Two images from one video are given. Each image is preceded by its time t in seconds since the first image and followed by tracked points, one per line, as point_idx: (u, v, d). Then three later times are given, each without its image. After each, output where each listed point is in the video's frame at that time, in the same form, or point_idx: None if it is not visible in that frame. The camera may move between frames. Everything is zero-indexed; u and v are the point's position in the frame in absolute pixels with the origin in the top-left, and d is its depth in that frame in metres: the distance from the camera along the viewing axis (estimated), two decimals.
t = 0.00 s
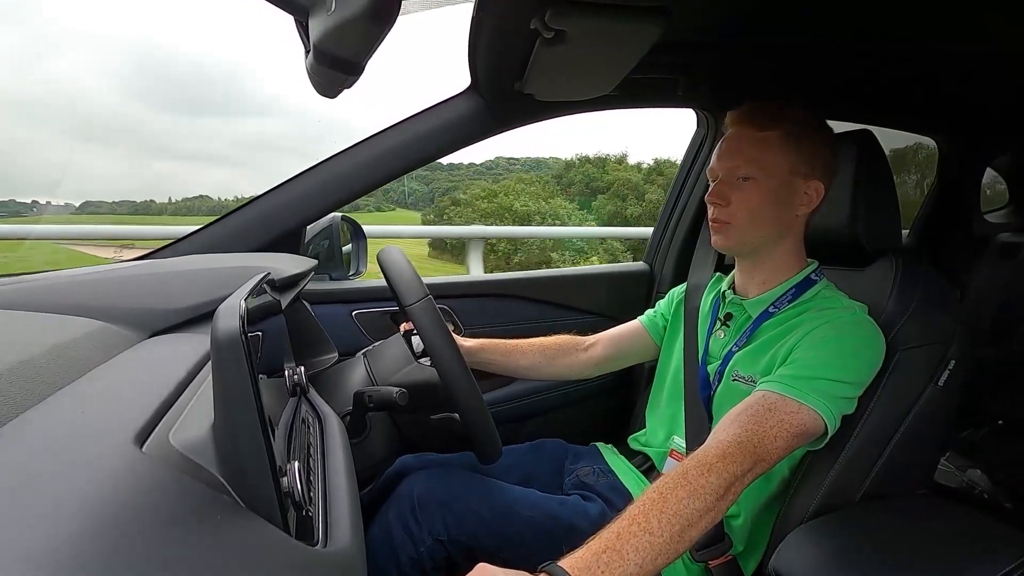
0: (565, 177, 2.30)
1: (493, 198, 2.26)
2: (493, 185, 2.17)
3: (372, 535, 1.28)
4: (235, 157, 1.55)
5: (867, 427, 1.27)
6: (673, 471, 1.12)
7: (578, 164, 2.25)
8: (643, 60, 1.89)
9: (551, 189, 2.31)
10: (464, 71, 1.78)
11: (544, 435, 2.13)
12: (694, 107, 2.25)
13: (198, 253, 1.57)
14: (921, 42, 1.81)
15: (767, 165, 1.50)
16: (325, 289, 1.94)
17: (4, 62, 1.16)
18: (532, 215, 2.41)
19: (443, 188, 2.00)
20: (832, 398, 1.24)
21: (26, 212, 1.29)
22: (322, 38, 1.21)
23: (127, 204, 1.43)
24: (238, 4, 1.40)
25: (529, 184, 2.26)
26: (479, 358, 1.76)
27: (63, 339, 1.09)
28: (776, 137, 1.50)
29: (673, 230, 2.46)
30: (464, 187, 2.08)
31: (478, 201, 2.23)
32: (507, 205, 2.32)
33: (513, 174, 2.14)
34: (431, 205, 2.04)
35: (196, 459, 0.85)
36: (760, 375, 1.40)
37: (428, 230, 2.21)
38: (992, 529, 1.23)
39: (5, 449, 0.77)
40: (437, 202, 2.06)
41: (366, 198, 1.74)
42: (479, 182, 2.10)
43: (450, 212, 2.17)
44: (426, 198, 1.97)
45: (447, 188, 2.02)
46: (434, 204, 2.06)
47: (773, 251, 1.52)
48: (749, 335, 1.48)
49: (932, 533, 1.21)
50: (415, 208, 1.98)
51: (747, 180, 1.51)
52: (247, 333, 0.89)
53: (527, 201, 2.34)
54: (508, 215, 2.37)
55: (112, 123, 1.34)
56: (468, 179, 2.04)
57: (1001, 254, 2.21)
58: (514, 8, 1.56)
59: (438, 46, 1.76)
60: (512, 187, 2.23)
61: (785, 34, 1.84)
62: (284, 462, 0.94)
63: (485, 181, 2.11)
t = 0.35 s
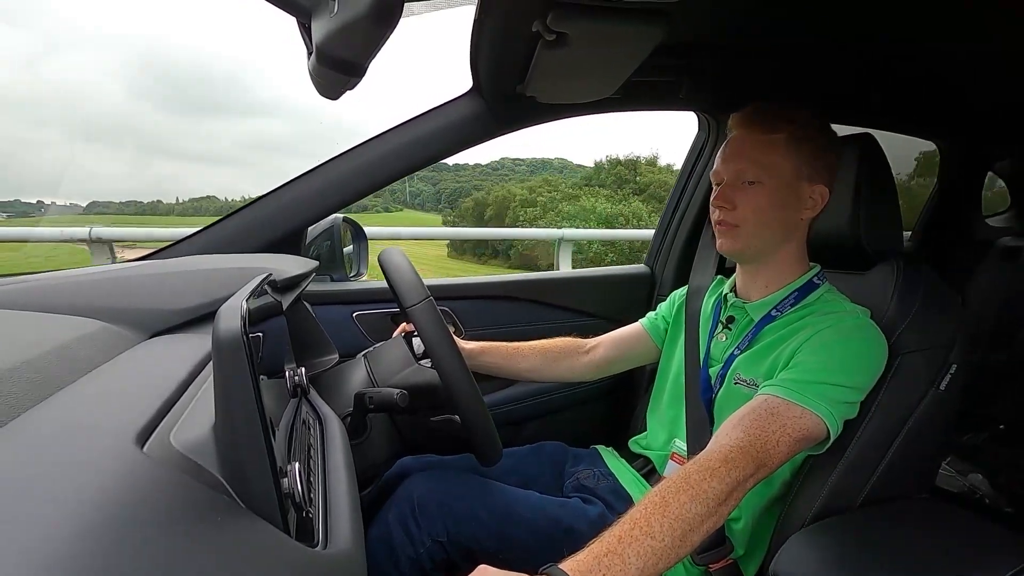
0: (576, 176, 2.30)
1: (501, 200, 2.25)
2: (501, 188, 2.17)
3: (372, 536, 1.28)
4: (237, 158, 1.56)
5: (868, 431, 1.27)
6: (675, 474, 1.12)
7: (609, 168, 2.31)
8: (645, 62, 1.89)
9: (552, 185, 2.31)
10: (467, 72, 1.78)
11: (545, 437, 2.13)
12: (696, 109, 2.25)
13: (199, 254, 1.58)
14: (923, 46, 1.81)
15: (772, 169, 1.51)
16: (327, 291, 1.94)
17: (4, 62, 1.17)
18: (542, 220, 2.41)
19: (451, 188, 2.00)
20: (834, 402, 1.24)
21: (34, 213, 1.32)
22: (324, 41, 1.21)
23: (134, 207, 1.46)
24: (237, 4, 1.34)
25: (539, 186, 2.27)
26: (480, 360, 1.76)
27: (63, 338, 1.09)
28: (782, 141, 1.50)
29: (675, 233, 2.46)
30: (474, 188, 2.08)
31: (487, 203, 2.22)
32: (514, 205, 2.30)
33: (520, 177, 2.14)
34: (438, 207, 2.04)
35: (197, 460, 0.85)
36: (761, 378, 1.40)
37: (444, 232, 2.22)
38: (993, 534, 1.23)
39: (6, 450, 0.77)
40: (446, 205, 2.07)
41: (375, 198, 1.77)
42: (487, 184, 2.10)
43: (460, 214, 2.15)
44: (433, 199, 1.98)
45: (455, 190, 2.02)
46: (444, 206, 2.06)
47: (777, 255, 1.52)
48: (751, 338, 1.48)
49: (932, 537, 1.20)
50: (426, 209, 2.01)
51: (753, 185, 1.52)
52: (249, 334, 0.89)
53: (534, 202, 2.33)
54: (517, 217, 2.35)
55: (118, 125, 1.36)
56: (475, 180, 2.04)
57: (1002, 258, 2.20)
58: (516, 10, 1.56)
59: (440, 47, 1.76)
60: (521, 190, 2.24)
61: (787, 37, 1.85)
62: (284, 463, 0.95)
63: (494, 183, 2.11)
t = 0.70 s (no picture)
0: (578, 180, 2.32)
1: (501, 202, 2.28)
2: (502, 191, 2.21)
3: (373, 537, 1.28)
4: (238, 159, 1.56)
5: (870, 430, 1.27)
6: (677, 475, 1.12)
7: (636, 170, 2.36)
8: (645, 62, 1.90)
9: (553, 188, 2.33)
10: (467, 72, 1.78)
11: (547, 437, 2.13)
12: (696, 108, 2.25)
13: (201, 255, 1.58)
14: (924, 44, 1.81)
15: (772, 166, 1.50)
16: (329, 291, 1.95)
17: (4, 61, 1.17)
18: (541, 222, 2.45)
19: (457, 189, 2.02)
20: (836, 401, 1.23)
21: (41, 213, 1.33)
22: (323, 43, 1.21)
23: (142, 206, 1.45)
24: (237, 4, 1.34)
25: (542, 190, 2.33)
26: (481, 362, 1.76)
27: (65, 339, 1.09)
28: (781, 138, 1.50)
29: (675, 232, 2.46)
30: (480, 188, 2.11)
31: (486, 202, 2.24)
32: (511, 205, 2.32)
33: (520, 179, 2.18)
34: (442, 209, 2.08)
35: (199, 461, 0.85)
36: (763, 377, 1.40)
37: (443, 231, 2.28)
38: (996, 533, 1.23)
39: (8, 451, 0.77)
40: (452, 206, 2.11)
41: (382, 198, 1.78)
42: (491, 186, 2.14)
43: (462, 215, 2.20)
44: (440, 200, 2.01)
45: (460, 191, 2.06)
46: (449, 207, 2.10)
47: (777, 253, 1.51)
48: (753, 337, 1.47)
49: (933, 535, 1.20)
50: (433, 211, 2.05)
51: (752, 181, 1.51)
52: (250, 335, 0.89)
53: (531, 204, 2.36)
54: (512, 217, 2.38)
55: (121, 124, 1.36)
56: (480, 181, 2.08)
57: (1004, 256, 2.19)
58: (516, 10, 1.55)
59: (440, 48, 1.76)
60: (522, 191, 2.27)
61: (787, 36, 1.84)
62: (285, 463, 0.95)
63: (497, 183, 2.15)
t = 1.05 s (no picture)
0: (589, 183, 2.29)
1: (516, 204, 2.25)
2: (512, 193, 2.17)
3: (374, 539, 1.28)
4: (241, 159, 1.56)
5: (873, 433, 1.27)
6: (679, 479, 1.12)
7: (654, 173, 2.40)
8: (647, 63, 1.90)
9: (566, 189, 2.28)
10: (469, 73, 1.78)
11: (549, 438, 2.13)
12: (699, 110, 2.25)
13: (203, 255, 1.58)
14: (927, 46, 1.80)
15: (774, 169, 1.50)
16: (331, 291, 1.95)
17: (4, 61, 1.17)
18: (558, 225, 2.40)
19: (466, 190, 2.00)
20: (838, 405, 1.23)
21: (48, 214, 1.34)
22: (328, 42, 1.21)
23: (151, 207, 1.45)
24: (237, 4, 1.38)
25: (558, 191, 2.28)
26: (483, 363, 1.77)
27: (67, 339, 1.10)
28: (783, 140, 1.49)
29: (677, 233, 2.46)
30: (488, 191, 2.08)
31: (500, 204, 2.20)
32: (523, 207, 2.28)
33: (529, 180, 2.15)
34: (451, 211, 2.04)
35: (201, 461, 0.85)
36: (765, 381, 1.39)
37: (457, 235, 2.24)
38: (999, 536, 1.23)
39: (13, 449, 0.78)
40: (461, 208, 2.07)
41: (391, 199, 1.79)
42: (499, 188, 2.10)
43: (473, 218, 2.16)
44: (448, 202, 1.97)
45: (468, 192, 2.02)
46: (457, 208, 2.05)
47: (781, 256, 1.51)
48: (755, 340, 1.47)
49: (937, 539, 1.20)
50: (441, 211, 2.01)
51: (754, 184, 1.51)
52: (252, 336, 0.90)
53: (544, 207, 2.33)
54: (528, 218, 2.33)
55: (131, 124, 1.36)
56: (489, 183, 2.04)
57: (1008, 258, 2.19)
58: (518, 11, 1.56)
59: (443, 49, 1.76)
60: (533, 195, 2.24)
61: (789, 38, 1.84)
62: (286, 464, 0.95)
63: (507, 185, 2.11)
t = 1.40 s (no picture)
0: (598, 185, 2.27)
1: (537, 207, 2.26)
2: (519, 195, 2.17)
3: (376, 539, 1.28)
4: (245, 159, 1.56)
5: (875, 435, 1.26)
6: (681, 480, 1.12)
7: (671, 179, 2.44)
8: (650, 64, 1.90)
9: (576, 189, 2.25)
10: (472, 73, 1.78)
11: (550, 438, 2.13)
12: (702, 111, 2.24)
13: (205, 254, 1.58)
14: (932, 47, 1.79)
15: (784, 172, 1.48)
16: (332, 291, 1.95)
17: (5, 61, 1.18)
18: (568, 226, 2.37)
19: (474, 190, 2.00)
20: (842, 407, 1.23)
21: (54, 213, 1.36)
22: (334, 41, 1.21)
23: (159, 206, 1.46)
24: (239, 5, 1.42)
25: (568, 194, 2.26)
26: (485, 362, 1.77)
27: (69, 337, 1.10)
28: (793, 143, 1.48)
29: (678, 233, 2.46)
30: (497, 191, 2.08)
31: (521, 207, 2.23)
32: (531, 206, 2.24)
33: (536, 180, 2.15)
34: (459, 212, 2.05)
35: (203, 460, 0.85)
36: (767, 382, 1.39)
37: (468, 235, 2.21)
38: (1000, 539, 1.23)
39: (14, 448, 0.78)
40: (468, 209, 2.07)
41: (398, 199, 1.80)
42: (506, 190, 2.12)
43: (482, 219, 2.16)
44: (456, 202, 1.99)
45: (477, 193, 2.02)
46: (465, 210, 2.06)
47: (789, 260, 1.50)
48: (757, 340, 1.47)
49: (939, 542, 1.20)
50: (449, 212, 2.03)
51: (765, 187, 1.49)
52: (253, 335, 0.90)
53: (553, 210, 2.30)
54: (550, 220, 2.32)
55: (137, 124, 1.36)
56: (497, 184, 2.05)
57: (1011, 259, 2.14)
58: (522, 11, 1.55)
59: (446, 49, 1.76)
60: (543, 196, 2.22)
61: (793, 40, 1.84)
62: (288, 463, 0.95)
63: (515, 186, 2.12)
